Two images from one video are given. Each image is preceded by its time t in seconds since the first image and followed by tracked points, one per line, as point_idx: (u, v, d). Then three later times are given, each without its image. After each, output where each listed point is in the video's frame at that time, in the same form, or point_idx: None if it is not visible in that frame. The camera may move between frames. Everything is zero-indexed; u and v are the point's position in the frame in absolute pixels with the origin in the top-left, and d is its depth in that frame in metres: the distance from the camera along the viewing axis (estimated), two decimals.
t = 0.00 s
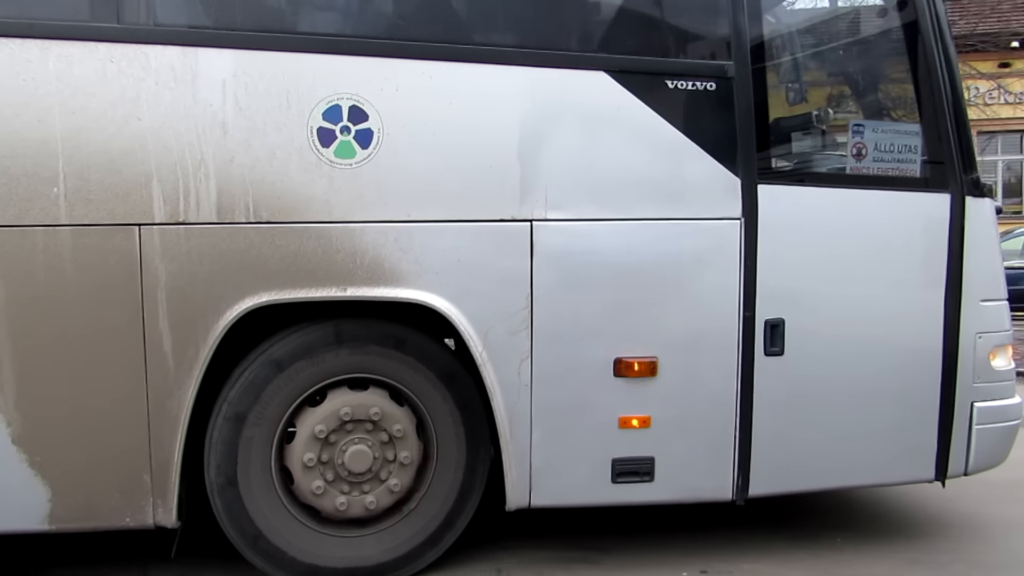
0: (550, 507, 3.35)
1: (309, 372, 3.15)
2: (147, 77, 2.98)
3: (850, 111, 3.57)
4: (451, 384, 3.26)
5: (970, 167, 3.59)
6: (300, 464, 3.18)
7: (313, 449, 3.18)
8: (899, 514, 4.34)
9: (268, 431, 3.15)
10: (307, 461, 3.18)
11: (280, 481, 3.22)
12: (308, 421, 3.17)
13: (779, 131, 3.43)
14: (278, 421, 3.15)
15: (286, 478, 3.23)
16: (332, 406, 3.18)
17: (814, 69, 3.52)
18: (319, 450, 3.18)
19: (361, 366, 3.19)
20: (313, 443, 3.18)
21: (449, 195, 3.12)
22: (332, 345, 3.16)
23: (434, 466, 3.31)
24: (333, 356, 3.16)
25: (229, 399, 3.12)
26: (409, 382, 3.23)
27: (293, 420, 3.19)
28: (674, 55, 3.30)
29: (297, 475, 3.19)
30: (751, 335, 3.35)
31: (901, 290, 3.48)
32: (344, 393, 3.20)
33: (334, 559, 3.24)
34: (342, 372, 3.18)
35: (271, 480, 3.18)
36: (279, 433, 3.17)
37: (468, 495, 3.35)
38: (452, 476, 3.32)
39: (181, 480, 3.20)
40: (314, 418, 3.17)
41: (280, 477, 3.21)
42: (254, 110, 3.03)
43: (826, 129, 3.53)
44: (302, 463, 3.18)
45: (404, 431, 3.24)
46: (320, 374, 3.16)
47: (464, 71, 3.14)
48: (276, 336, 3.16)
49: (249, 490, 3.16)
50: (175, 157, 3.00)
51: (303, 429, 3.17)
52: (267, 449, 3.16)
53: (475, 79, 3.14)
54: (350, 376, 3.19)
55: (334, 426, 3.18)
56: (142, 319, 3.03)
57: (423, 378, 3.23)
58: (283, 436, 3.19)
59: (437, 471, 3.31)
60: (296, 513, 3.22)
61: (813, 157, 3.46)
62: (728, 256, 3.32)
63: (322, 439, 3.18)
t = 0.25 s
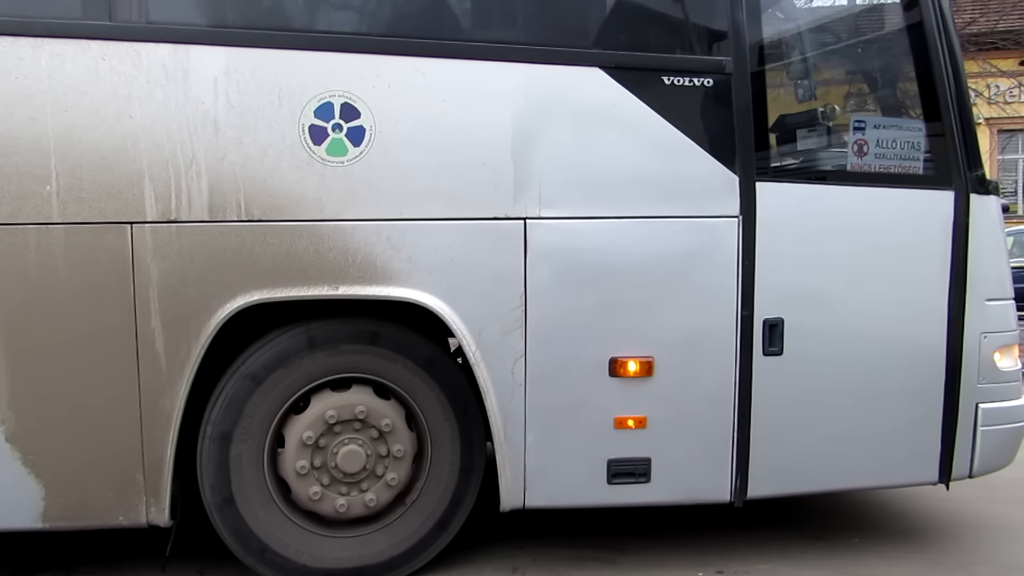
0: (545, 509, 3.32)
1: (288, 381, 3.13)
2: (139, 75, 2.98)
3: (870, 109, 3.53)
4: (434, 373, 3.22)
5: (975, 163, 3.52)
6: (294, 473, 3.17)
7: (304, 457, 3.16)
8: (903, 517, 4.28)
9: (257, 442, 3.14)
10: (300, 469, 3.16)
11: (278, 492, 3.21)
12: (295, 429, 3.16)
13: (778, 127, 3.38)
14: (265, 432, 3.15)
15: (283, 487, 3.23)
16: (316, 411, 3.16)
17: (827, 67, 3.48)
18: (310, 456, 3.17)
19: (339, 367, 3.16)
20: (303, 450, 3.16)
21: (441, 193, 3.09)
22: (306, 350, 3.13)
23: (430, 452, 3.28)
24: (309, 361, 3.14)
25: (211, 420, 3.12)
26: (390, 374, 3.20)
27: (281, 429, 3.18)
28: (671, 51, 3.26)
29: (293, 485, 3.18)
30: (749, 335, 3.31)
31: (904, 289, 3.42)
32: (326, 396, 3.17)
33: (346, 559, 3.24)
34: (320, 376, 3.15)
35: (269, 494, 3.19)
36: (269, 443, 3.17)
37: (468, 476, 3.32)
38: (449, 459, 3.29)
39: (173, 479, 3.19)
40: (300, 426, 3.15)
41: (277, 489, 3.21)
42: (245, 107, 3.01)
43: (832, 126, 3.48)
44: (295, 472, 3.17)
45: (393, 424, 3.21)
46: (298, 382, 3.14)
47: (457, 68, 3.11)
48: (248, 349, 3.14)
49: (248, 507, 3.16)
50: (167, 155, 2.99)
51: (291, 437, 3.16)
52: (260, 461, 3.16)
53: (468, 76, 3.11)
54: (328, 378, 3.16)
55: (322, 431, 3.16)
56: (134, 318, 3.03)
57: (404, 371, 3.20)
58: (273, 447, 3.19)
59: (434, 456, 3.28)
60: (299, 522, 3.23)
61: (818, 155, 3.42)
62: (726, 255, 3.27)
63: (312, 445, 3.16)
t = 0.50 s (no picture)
0: (540, 511, 3.30)
1: (272, 391, 3.12)
2: (132, 75, 2.97)
3: (883, 108, 3.49)
4: (419, 366, 3.19)
5: (977, 162, 3.47)
6: (289, 480, 3.17)
7: (298, 464, 3.16)
8: (906, 519, 4.23)
9: (249, 454, 3.14)
10: (295, 476, 3.16)
11: (277, 501, 3.21)
12: (286, 436, 3.15)
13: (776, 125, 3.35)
14: (255, 443, 3.14)
15: (281, 495, 3.23)
16: (304, 417, 3.15)
17: (833, 66, 3.44)
18: (303, 463, 3.16)
19: (322, 371, 3.14)
20: (296, 457, 3.16)
21: (435, 193, 3.08)
22: (286, 357, 3.12)
23: (424, 443, 3.26)
24: (291, 367, 3.12)
25: (200, 437, 3.11)
26: (373, 371, 3.17)
27: (272, 438, 3.18)
28: (667, 49, 3.22)
29: (290, 493, 3.18)
30: (746, 335, 3.27)
31: (905, 289, 3.37)
32: (311, 401, 3.16)
33: (351, 559, 3.24)
34: (303, 381, 3.14)
35: (267, 503, 3.18)
36: (261, 453, 3.17)
37: (466, 465, 3.29)
38: (444, 448, 3.26)
39: (167, 479, 3.19)
40: (290, 433, 3.15)
41: (275, 498, 3.21)
42: (238, 107, 3.01)
43: (836, 124, 3.44)
44: (290, 479, 3.16)
45: (382, 420, 3.19)
46: (283, 391, 3.13)
47: (450, 67, 3.09)
48: (229, 363, 3.13)
49: (246, 519, 3.16)
50: (160, 155, 2.99)
51: (282, 445, 3.16)
52: (255, 472, 3.16)
53: (462, 75, 3.09)
54: (312, 383, 3.15)
55: (311, 437, 3.15)
56: (127, 318, 3.02)
57: (388, 366, 3.17)
58: (266, 457, 3.19)
59: (428, 445, 3.25)
60: (301, 528, 3.22)
61: (822, 154, 3.39)
62: (722, 255, 3.24)
63: (304, 451, 3.15)
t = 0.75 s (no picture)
0: (534, 513, 3.28)
1: (256, 401, 3.11)
2: (124, 76, 2.97)
3: (893, 107, 3.46)
4: (401, 359, 3.16)
5: (977, 162, 3.43)
6: (285, 488, 3.16)
7: (292, 470, 3.15)
8: (908, 522, 4.19)
9: (241, 465, 3.14)
10: (290, 482, 3.15)
11: (276, 508, 3.21)
12: (276, 443, 3.14)
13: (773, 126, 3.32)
14: (247, 454, 3.14)
15: (279, 501, 3.22)
16: (292, 422, 3.14)
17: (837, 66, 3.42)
18: (296, 468, 3.15)
19: (305, 375, 3.13)
20: (289, 463, 3.15)
21: (428, 194, 3.06)
22: (266, 365, 3.10)
23: (416, 435, 3.23)
24: (273, 375, 3.11)
25: (190, 453, 3.11)
26: (354, 369, 3.15)
27: (263, 446, 3.17)
28: (662, 49, 3.20)
29: (288, 499, 3.17)
30: (742, 338, 3.24)
31: (904, 291, 3.34)
32: (297, 407, 3.15)
33: (356, 557, 3.24)
34: (286, 388, 3.13)
35: (266, 511, 3.19)
36: (254, 461, 3.16)
37: (461, 454, 3.27)
38: (437, 437, 3.24)
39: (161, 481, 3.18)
40: (280, 440, 3.14)
41: (274, 505, 3.21)
42: (230, 108, 3.00)
43: (838, 124, 3.42)
44: (285, 486, 3.16)
45: (370, 417, 3.17)
46: (267, 400, 3.12)
47: (443, 67, 3.08)
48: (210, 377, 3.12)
49: (246, 529, 3.16)
50: (152, 156, 2.98)
51: (274, 452, 3.15)
52: (250, 482, 3.16)
53: (455, 75, 3.08)
54: (295, 389, 3.13)
55: (302, 442, 3.14)
56: (119, 319, 3.02)
57: (369, 362, 3.15)
58: (260, 466, 3.18)
59: (421, 437, 3.23)
60: (302, 533, 3.22)
61: (824, 153, 3.37)
62: (718, 256, 3.21)
63: (296, 456, 3.15)
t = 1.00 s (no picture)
0: (530, 515, 3.27)
1: (244, 409, 3.10)
2: (118, 76, 2.96)
3: (902, 105, 3.43)
4: (387, 354, 3.14)
5: (977, 160, 3.40)
6: (282, 493, 3.16)
7: (287, 474, 3.15)
8: (908, 524, 4.16)
9: (236, 473, 3.14)
10: (286, 486, 3.15)
11: (276, 513, 3.21)
12: (269, 449, 3.14)
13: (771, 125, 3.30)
14: (241, 463, 3.14)
15: (277, 505, 3.22)
16: (283, 427, 3.13)
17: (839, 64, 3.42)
18: (291, 471, 3.15)
19: (293, 377, 3.11)
20: (283, 468, 3.15)
21: (422, 194, 3.04)
22: (252, 372, 3.09)
23: (410, 429, 3.21)
24: (259, 382, 3.10)
25: (184, 466, 3.11)
26: (340, 368, 3.13)
27: (257, 454, 3.17)
28: (657, 47, 3.17)
29: (285, 502, 3.17)
30: (739, 338, 3.22)
31: (903, 291, 3.31)
32: (287, 413, 3.14)
33: (359, 555, 3.24)
34: (274, 394, 3.11)
35: (266, 517, 3.18)
36: (249, 468, 3.16)
37: (456, 443, 3.24)
38: (431, 430, 3.21)
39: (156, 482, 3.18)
40: (274, 444, 3.14)
41: (274, 511, 3.21)
42: (224, 108, 2.99)
43: (838, 121, 3.40)
44: (282, 490, 3.16)
45: (361, 415, 3.16)
46: (256, 408, 3.11)
47: (437, 66, 3.06)
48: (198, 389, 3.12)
49: (246, 536, 3.16)
50: (145, 156, 2.98)
51: (268, 458, 3.15)
52: (246, 490, 3.16)
53: (449, 75, 3.06)
54: (283, 394, 3.12)
55: (294, 447, 3.14)
56: (113, 320, 3.01)
57: (355, 359, 3.13)
58: (255, 470, 3.18)
59: (415, 431, 3.20)
60: (304, 536, 3.21)
61: (824, 151, 3.35)
62: (715, 256, 3.19)
63: (291, 460, 3.14)
